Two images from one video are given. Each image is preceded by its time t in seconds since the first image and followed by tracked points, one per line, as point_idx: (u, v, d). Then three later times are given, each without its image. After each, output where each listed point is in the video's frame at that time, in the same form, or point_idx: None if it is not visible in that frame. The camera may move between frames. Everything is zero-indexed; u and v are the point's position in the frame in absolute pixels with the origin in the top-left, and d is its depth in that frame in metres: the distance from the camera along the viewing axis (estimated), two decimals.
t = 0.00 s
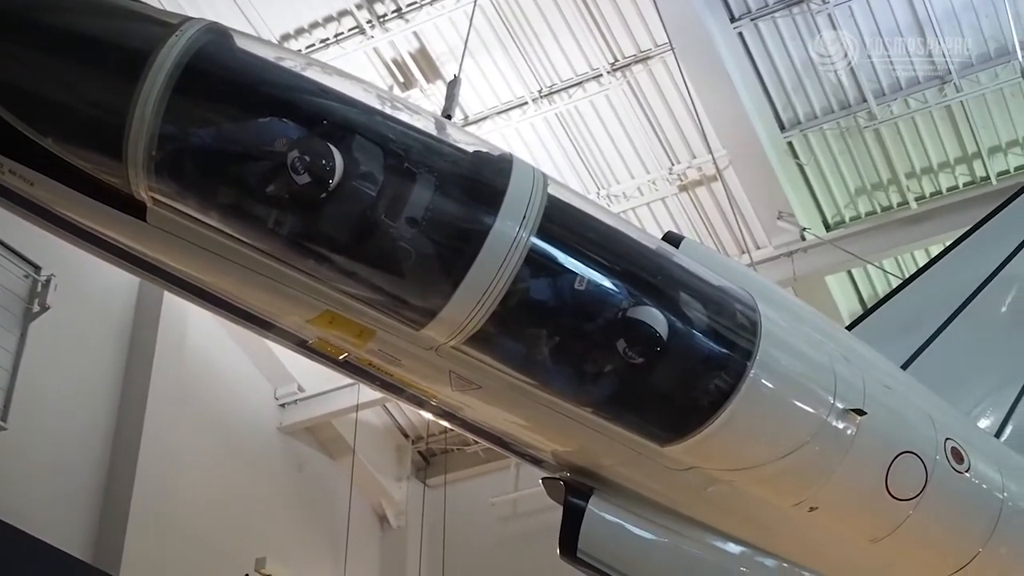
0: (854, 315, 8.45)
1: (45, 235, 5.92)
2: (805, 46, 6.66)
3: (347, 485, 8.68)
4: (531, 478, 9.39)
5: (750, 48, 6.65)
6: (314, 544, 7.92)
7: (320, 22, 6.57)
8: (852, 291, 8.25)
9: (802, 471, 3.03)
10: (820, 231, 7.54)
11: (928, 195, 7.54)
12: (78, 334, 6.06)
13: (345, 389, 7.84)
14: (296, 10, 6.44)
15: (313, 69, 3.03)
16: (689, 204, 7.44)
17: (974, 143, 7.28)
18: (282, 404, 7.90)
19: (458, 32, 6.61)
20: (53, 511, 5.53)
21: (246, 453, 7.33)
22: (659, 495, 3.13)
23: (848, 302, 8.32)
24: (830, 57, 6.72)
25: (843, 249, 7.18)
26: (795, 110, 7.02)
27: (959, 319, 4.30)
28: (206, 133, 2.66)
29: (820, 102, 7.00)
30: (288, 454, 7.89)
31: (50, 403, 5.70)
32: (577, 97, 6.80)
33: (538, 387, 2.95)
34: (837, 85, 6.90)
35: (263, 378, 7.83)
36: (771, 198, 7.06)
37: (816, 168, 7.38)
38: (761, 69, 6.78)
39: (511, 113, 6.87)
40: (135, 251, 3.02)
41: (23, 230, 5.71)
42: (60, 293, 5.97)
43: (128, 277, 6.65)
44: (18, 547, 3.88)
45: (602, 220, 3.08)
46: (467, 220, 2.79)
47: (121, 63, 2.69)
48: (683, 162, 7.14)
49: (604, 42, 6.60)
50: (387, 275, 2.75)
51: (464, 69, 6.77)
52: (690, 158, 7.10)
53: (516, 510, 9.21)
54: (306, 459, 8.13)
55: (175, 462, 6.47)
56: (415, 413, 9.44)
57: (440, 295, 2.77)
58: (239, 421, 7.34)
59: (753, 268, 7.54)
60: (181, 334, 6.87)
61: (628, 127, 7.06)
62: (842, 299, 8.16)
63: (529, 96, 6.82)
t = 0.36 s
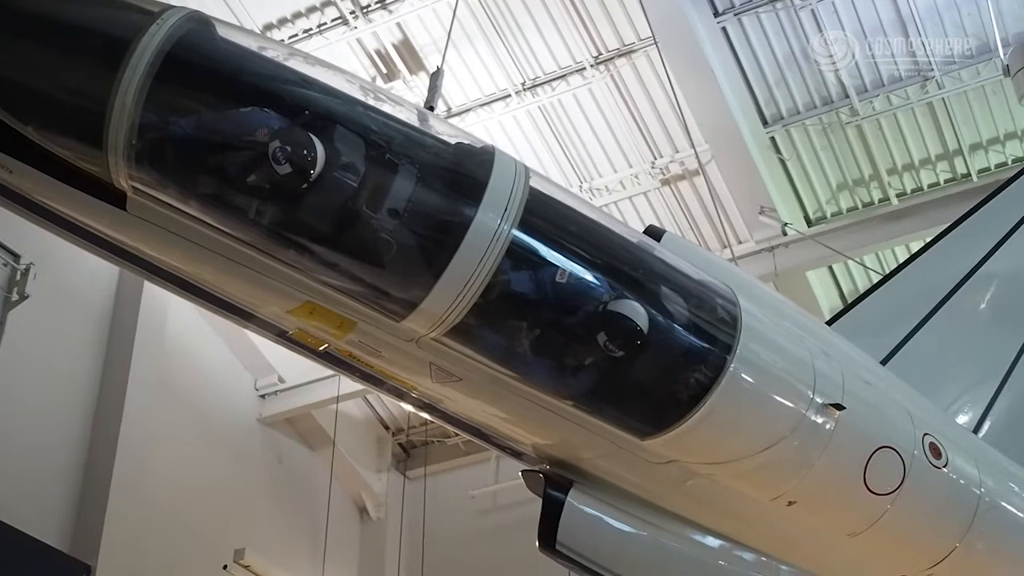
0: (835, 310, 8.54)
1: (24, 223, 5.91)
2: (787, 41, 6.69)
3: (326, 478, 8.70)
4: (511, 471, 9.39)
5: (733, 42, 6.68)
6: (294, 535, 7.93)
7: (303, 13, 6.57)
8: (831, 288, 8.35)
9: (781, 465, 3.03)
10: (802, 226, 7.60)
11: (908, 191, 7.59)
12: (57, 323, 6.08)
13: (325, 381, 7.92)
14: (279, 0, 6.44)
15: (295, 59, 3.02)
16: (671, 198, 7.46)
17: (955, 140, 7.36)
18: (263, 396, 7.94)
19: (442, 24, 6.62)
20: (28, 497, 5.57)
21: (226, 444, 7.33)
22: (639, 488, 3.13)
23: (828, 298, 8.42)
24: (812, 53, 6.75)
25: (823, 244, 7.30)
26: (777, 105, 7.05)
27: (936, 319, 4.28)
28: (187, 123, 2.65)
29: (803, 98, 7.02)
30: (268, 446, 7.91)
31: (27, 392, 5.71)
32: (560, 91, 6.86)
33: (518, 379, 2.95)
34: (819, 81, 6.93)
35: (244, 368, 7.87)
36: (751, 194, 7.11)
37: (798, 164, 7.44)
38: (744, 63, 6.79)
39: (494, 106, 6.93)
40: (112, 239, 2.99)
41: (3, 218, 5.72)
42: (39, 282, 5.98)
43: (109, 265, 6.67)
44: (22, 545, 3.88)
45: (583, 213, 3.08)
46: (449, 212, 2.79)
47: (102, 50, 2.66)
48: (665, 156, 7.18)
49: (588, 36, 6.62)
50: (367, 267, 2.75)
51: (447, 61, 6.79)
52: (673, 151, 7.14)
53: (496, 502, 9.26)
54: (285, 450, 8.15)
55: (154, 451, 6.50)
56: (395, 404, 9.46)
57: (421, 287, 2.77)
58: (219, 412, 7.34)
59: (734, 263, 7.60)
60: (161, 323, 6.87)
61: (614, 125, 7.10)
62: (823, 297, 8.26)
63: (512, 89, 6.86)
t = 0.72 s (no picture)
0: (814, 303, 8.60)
1: (1, 210, 5.87)
2: (771, 34, 6.69)
3: (304, 468, 8.68)
4: (490, 462, 9.39)
5: (715, 35, 6.64)
6: (272, 527, 7.95)
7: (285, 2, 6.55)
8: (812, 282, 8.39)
9: (758, 458, 3.04)
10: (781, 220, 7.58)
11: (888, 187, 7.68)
12: (33, 314, 6.06)
13: (305, 371, 7.93)
14: None
15: (276, 48, 3.00)
16: (653, 190, 7.51)
17: (935, 136, 7.40)
18: (242, 386, 7.96)
19: (424, 15, 6.63)
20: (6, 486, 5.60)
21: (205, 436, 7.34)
22: (617, 481, 3.12)
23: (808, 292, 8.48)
24: (795, 47, 6.76)
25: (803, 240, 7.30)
26: (759, 99, 7.09)
27: (912, 317, 4.26)
28: (166, 111, 2.62)
29: (784, 92, 7.05)
30: (246, 437, 7.90)
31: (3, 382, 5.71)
32: (542, 82, 6.86)
33: (496, 371, 2.94)
34: (801, 76, 6.96)
35: (221, 358, 7.87)
36: (732, 187, 7.16)
37: (778, 158, 7.46)
38: (724, 54, 6.78)
39: (475, 97, 6.92)
40: (89, 226, 2.95)
41: None
42: (16, 270, 5.97)
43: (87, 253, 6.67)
44: None
45: (564, 205, 3.08)
46: (429, 203, 2.78)
47: (80, 35, 2.60)
48: (647, 149, 7.22)
49: (571, 28, 6.63)
50: (347, 257, 2.74)
51: (429, 51, 6.78)
52: (655, 144, 7.18)
53: (474, 494, 9.26)
54: (263, 441, 8.15)
55: (136, 443, 6.52)
56: (374, 395, 9.40)
57: (401, 278, 2.76)
58: (199, 402, 7.36)
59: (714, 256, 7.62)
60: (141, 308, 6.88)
61: (595, 120, 7.14)
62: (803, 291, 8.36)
63: (494, 80, 6.87)
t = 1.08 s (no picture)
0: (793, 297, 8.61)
1: None
2: (751, 29, 6.73)
3: (281, 458, 8.69)
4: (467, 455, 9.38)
5: (697, 31, 6.72)
6: (249, 518, 7.97)
7: None
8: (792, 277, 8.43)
9: (735, 451, 3.05)
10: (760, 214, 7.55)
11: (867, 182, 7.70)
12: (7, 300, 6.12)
13: (283, 360, 7.94)
14: None
15: (256, 36, 2.97)
16: (632, 183, 7.47)
17: (915, 131, 7.43)
18: (219, 375, 7.96)
19: (405, 5, 6.63)
20: None
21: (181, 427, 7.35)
22: (594, 473, 3.12)
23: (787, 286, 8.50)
24: (776, 40, 6.80)
25: (782, 233, 7.35)
26: (739, 94, 7.11)
27: (896, 305, 4.30)
28: (145, 99, 2.59)
29: (764, 86, 7.07)
30: (222, 427, 7.88)
31: None
32: (524, 73, 6.85)
33: (475, 362, 2.94)
34: (781, 69, 6.98)
35: (199, 346, 7.86)
36: (712, 179, 7.18)
37: (758, 152, 7.48)
38: (706, 50, 6.83)
39: (456, 88, 6.91)
40: (66, 214, 2.93)
41: None
42: None
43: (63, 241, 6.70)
44: None
45: (543, 197, 3.07)
46: (408, 193, 2.77)
47: (56, 21, 2.55)
48: (627, 143, 7.21)
49: (552, 20, 6.64)
50: (325, 246, 2.73)
51: (410, 41, 6.77)
52: (635, 138, 7.19)
53: (451, 486, 9.23)
54: (239, 431, 8.13)
55: (111, 433, 6.57)
56: (353, 385, 9.33)
57: (379, 268, 2.76)
58: (174, 389, 7.37)
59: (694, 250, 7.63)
60: (117, 295, 6.90)
61: (576, 109, 7.12)
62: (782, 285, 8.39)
63: (475, 71, 6.86)
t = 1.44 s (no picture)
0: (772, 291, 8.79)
1: None
2: (733, 23, 6.74)
3: (260, 449, 8.73)
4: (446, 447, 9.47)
5: (680, 28, 6.73)
6: (229, 510, 8.00)
7: None
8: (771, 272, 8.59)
9: (714, 445, 3.06)
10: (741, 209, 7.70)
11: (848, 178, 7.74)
12: None
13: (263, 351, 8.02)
14: None
15: (237, 27, 2.94)
16: (614, 177, 7.55)
17: (895, 128, 7.48)
18: (198, 366, 7.99)
19: None
20: None
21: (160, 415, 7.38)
22: (572, 465, 3.13)
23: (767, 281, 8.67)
24: (758, 36, 6.81)
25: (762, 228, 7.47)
26: (721, 89, 7.12)
27: (880, 295, 4.33)
28: (125, 88, 2.57)
29: (746, 82, 7.09)
30: (202, 417, 7.91)
31: None
32: (506, 67, 6.90)
33: (454, 355, 2.94)
34: (763, 64, 6.98)
35: (178, 338, 7.91)
36: (694, 171, 7.24)
37: (740, 147, 7.52)
38: (688, 45, 6.84)
39: (438, 80, 6.96)
40: (43, 203, 2.90)
41: None
42: None
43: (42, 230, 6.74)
44: None
45: (523, 189, 3.07)
46: (388, 185, 2.77)
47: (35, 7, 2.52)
48: (609, 136, 7.28)
49: (534, 13, 6.67)
50: (304, 238, 2.72)
51: (391, 33, 6.79)
52: (617, 131, 7.25)
53: (431, 478, 9.35)
54: (218, 421, 8.15)
55: (87, 421, 6.56)
56: (332, 378, 9.36)
57: (359, 260, 2.75)
58: (150, 378, 7.37)
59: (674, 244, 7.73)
60: (97, 283, 6.93)
61: (557, 102, 7.15)
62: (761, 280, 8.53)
63: (457, 64, 6.90)
